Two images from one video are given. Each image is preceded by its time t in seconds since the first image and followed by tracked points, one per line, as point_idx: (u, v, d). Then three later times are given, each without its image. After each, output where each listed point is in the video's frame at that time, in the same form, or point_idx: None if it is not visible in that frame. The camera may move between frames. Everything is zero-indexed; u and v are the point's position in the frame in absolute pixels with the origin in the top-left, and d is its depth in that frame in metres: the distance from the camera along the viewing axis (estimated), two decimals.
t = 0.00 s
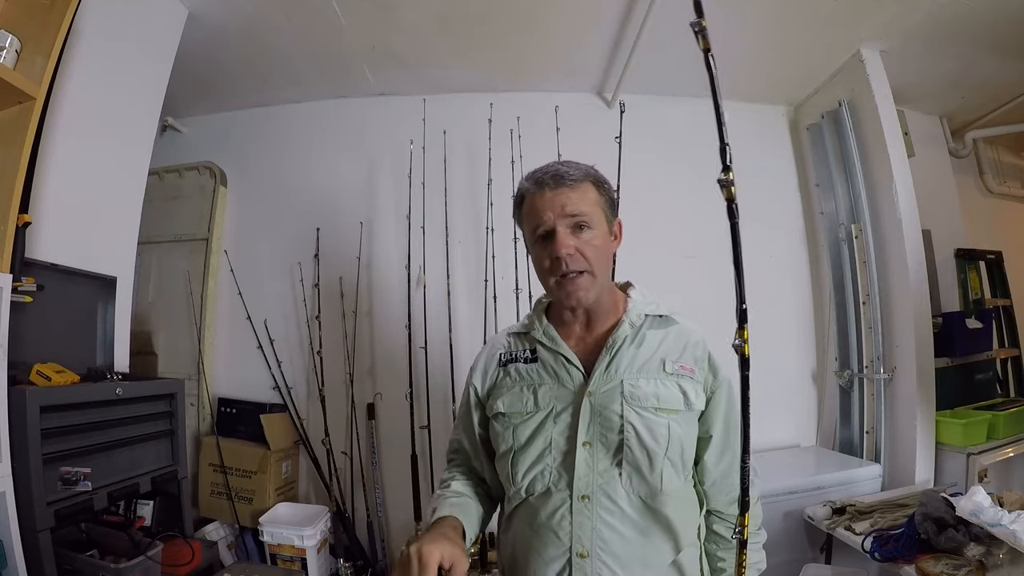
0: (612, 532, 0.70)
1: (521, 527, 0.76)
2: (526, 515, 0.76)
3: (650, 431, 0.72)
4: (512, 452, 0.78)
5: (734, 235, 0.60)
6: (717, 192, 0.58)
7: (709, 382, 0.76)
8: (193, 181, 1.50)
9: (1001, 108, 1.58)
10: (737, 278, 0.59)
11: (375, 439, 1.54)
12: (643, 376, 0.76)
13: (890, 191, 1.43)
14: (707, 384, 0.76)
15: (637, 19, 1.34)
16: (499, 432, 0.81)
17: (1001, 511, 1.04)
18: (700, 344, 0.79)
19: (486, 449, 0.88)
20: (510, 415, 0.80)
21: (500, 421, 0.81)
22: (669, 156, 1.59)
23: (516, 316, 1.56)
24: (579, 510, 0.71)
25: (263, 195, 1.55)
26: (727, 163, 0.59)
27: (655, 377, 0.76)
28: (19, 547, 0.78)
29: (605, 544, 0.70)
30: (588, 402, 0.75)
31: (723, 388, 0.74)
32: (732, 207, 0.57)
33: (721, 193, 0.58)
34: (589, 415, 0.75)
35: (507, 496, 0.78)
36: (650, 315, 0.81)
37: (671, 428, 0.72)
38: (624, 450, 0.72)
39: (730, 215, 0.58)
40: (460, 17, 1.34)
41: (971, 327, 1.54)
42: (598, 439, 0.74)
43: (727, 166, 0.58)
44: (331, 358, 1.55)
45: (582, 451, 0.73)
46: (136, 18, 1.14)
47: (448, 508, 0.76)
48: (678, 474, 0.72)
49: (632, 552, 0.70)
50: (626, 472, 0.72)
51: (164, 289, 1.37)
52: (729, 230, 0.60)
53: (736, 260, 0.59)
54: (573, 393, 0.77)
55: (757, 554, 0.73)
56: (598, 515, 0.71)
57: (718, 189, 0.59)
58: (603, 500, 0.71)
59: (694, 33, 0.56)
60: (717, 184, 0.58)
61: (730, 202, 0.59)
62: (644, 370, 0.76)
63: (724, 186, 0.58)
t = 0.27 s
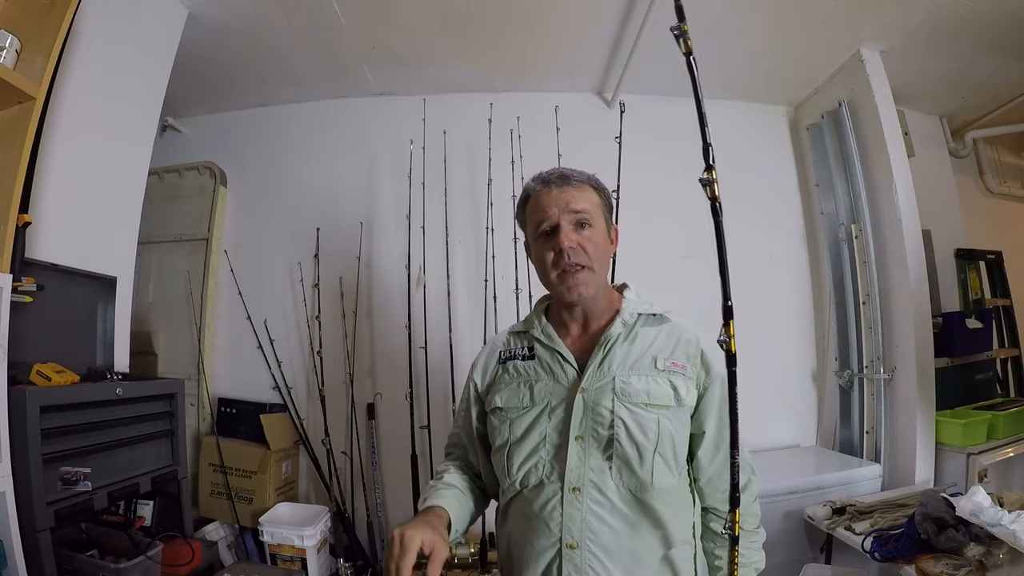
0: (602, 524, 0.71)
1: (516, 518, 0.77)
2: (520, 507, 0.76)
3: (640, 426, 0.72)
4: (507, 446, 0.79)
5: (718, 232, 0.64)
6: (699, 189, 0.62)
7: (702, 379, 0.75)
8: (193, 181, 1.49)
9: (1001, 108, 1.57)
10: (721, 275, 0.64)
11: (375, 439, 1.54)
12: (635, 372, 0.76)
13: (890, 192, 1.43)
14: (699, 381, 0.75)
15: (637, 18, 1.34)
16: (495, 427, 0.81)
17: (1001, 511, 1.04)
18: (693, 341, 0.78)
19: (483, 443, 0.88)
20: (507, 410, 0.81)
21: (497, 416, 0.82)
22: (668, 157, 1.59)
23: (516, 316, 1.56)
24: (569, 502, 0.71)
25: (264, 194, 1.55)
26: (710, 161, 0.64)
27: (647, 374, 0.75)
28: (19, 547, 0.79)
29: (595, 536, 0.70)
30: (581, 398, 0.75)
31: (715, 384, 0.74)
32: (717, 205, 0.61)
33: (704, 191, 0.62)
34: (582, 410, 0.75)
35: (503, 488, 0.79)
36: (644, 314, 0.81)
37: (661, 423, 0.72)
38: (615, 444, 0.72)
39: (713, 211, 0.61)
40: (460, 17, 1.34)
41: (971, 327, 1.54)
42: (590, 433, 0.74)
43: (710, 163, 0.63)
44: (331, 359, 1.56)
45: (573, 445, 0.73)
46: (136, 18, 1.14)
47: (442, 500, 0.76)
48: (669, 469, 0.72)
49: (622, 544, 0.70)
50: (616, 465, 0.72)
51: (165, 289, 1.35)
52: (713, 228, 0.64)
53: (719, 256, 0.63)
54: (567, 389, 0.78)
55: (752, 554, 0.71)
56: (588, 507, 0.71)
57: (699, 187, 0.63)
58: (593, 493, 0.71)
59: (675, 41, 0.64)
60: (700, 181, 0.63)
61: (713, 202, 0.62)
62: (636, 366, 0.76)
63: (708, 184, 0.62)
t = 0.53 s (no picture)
0: (591, 514, 0.71)
1: (510, 509, 0.77)
2: (514, 499, 0.77)
3: (628, 420, 0.72)
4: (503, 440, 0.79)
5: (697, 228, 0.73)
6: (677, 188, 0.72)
7: (691, 374, 0.75)
8: (193, 181, 1.49)
9: (1002, 108, 1.57)
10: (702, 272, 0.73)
11: (375, 439, 1.54)
12: (625, 368, 0.75)
13: (891, 193, 1.45)
14: (688, 376, 0.75)
15: (637, 18, 1.34)
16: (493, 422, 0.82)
17: (1001, 511, 1.04)
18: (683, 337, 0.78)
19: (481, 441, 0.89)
20: (504, 406, 0.81)
21: (495, 412, 0.83)
22: (669, 157, 1.59)
23: (516, 317, 1.56)
24: (559, 494, 0.71)
25: (265, 194, 1.55)
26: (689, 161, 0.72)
27: (637, 369, 0.75)
28: (19, 547, 0.79)
29: (584, 526, 0.70)
30: (572, 393, 0.75)
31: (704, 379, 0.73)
32: (694, 204, 0.71)
33: (683, 192, 0.72)
34: (573, 405, 0.75)
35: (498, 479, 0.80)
36: (635, 312, 0.80)
37: (650, 418, 0.72)
38: (604, 437, 0.72)
39: (692, 211, 0.71)
40: (460, 17, 1.34)
41: (971, 327, 1.54)
42: (580, 427, 0.74)
43: (688, 165, 0.71)
44: (332, 359, 1.56)
45: (564, 438, 0.73)
46: (136, 18, 1.14)
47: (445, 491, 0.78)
48: (658, 463, 0.71)
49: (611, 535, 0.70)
50: (605, 458, 0.72)
51: (165, 288, 1.36)
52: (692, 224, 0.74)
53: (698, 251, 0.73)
54: (559, 384, 0.78)
55: (745, 549, 0.71)
56: (577, 499, 0.71)
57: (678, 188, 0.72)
58: (583, 484, 0.71)
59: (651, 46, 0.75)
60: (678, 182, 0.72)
61: (690, 199, 0.72)
62: (626, 362, 0.76)
63: (687, 185, 0.71)
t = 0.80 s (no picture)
0: (587, 512, 0.70)
1: (508, 507, 0.77)
2: (512, 497, 0.77)
3: (623, 419, 0.72)
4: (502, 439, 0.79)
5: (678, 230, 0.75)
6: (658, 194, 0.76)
7: (685, 374, 0.75)
8: (193, 181, 1.49)
9: (1003, 107, 1.57)
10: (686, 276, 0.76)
11: (375, 439, 1.54)
12: (620, 368, 0.75)
13: (891, 194, 1.45)
14: (683, 375, 0.75)
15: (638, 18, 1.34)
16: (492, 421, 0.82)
17: (1001, 511, 1.03)
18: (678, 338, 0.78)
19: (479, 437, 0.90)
20: (503, 407, 0.81)
21: (495, 412, 0.83)
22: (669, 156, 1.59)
23: (516, 317, 1.56)
24: (555, 491, 0.71)
25: (265, 193, 1.54)
26: (670, 168, 0.75)
27: (632, 369, 0.75)
28: (19, 547, 0.79)
29: (580, 524, 0.70)
30: (569, 393, 0.75)
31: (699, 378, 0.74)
32: (675, 208, 0.74)
33: (665, 200, 0.76)
34: (569, 404, 0.75)
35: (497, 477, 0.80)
36: (631, 313, 0.80)
37: (644, 417, 0.72)
38: (599, 437, 0.72)
39: (673, 217, 0.75)
40: (460, 17, 1.34)
41: (971, 327, 1.54)
42: (576, 426, 0.74)
43: (669, 173, 0.75)
44: (332, 359, 1.56)
45: (560, 438, 0.73)
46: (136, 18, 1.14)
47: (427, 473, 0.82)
48: (653, 461, 0.71)
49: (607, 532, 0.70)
50: (600, 456, 0.72)
51: (164, 288, 1.37)
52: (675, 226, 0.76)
53: (681, 252, 0.76)
54: (556, 385, 0.78)
55: (741, 545, 0.72)
56: (573, 497, 0.71)
57: (661, 196, 0.76)
58: (579, 482, 0.71)
59: (633, 58, 0.80)
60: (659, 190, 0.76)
61: (672, 206, 0.75)
62: (621, 362, 0.76)
63: (668, 193, 0.75)
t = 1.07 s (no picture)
0: (593, 510, 0.71)
1: (514, 506, 0.77)
2: (518, 496, 0.77)
3: (628, 418, 0.72)
4: (508, 438, 0.79)
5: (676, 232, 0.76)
6: (654, 197, 0.76)
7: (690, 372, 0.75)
8: (193, 181, 1.49)
9: (1003, 107, 1.56)
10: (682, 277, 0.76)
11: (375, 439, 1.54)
12: (625, 367, 0.75)
13: (891, 193, 1.45)
14: (687, 374, 0.75)
15: (637, 18, 1.34)
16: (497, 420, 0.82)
17: (1001, 511, 1.04)
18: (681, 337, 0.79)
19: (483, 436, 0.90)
20: (509, 406, 0.80)
21: (500, 412, 0.82)
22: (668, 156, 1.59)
23: (516, 317, 1.56)
24: (561, 490, 0.72)
25: (265, 193, 1.54)
26: (665, 171, 0.76)
27: (637, 368, 0.75)
28: (19, 547, 0.79)
29: (586, 522, 0.70)
30: (575, 392, 0.75)
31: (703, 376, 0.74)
32: (672, 212, 0.75)
33: (661, 202, 0.76)
34: (575, 404, 0.75)
35: (503, 477, 0.80)
36: (634, 312, 0.80)
37: (649, 416, 0.72)
38: (605, 436, 0.72)
39: (670, 219, 0.75)
40: (460, 17, 1.34)
41: (971, 327, 1.54)
42: (582, 425, 0.74)
43: (665, 174, 0.75)
44: (332, 359, 1.56)
45: (566, 437, 0.73)
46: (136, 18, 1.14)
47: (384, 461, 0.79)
48: (658, 459, 0.71)
49: (613, 531, 0.70)
50: (606, 455, 0.71)
51: (165, 289, 1.36)
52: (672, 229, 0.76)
53: (678, 253, 0.76)
54: (561, 385, 0.78)
55: (745, 542, 0.72)
56: (579, 495, 0.71)
57: (656, 199, 0.77)
58: (585, 481, 0.71)
59: (626, 57, 0.81)
60: (654, 192, 0.76)
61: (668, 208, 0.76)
62: (626, 361, 0.76)
63: (665, 195, 0.76)
